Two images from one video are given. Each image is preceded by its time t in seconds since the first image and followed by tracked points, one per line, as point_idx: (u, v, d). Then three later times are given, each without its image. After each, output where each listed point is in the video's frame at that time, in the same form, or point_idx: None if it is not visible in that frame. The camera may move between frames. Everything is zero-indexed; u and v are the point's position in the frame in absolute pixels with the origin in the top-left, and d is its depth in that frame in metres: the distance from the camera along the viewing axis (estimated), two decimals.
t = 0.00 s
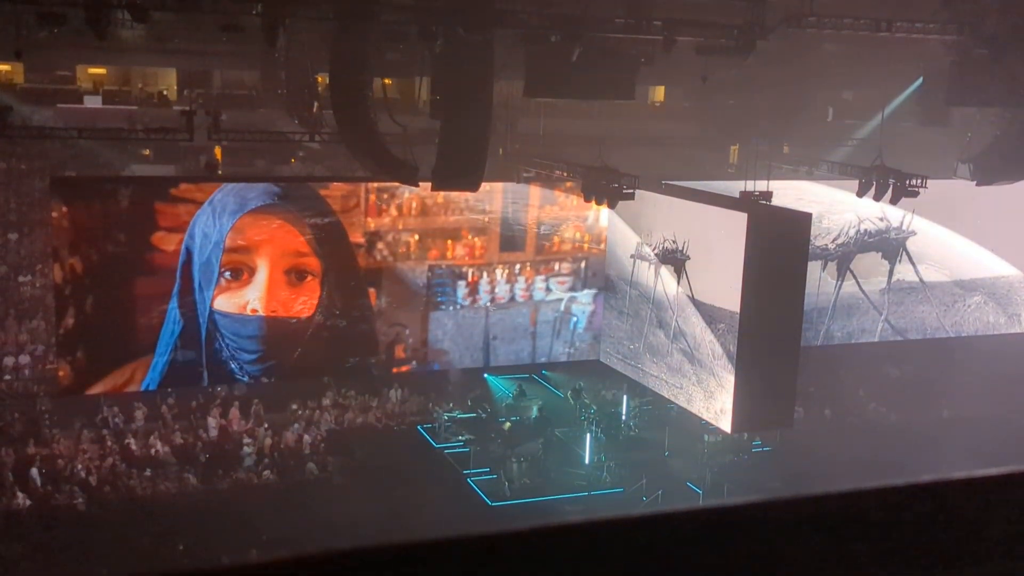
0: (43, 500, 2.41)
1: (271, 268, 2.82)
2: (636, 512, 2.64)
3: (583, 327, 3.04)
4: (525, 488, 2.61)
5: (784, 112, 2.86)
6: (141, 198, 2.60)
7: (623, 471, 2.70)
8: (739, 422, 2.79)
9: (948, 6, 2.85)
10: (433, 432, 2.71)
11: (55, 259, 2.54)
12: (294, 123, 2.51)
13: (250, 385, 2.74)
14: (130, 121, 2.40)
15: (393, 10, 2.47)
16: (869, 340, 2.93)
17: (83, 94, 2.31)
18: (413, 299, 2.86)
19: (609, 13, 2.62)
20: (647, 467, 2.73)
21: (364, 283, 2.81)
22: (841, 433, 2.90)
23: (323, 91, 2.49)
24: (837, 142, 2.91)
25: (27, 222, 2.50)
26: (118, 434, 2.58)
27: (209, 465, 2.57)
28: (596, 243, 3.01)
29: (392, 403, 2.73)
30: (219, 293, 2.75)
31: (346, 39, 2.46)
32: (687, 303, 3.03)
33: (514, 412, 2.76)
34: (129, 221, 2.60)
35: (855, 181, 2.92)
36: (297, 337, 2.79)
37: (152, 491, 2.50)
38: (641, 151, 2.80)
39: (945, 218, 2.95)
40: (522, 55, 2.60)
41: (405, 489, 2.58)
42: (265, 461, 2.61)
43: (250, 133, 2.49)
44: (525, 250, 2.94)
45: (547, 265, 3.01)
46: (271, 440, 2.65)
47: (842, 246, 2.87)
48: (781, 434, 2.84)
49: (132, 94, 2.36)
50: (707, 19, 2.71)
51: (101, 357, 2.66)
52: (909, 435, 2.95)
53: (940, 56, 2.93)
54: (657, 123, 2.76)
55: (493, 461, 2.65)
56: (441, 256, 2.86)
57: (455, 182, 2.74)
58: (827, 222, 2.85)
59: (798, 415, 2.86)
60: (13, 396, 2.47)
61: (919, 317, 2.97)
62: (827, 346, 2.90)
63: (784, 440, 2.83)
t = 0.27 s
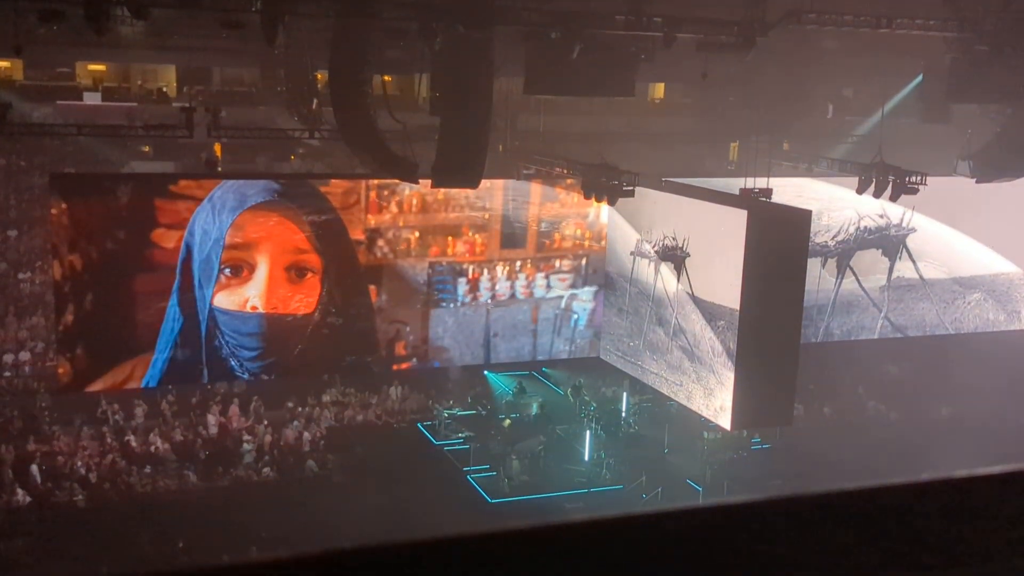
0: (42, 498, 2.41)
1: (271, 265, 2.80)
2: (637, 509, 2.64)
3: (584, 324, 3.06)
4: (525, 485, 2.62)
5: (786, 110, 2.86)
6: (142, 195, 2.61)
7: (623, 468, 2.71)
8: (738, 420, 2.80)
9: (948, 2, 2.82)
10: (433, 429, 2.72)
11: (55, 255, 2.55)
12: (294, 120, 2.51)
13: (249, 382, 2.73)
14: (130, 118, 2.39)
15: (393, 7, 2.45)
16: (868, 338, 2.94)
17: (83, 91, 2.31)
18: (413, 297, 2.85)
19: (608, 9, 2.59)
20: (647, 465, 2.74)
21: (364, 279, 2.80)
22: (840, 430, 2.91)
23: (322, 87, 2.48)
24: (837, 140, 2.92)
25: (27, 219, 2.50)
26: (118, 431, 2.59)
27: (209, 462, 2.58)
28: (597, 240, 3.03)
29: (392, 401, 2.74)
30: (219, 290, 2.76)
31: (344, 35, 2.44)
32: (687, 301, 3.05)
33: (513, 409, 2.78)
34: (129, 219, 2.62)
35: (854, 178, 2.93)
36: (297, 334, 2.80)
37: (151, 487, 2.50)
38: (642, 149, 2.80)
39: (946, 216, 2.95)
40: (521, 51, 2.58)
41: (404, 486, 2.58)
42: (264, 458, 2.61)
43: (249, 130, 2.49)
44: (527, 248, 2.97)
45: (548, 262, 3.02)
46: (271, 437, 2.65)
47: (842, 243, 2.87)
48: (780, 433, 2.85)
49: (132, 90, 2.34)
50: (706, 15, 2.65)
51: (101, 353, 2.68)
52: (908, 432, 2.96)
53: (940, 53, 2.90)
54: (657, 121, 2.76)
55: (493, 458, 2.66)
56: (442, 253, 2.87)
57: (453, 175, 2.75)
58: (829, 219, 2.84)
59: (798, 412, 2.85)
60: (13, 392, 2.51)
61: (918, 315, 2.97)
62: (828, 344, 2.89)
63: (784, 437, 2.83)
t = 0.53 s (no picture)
0: (42, 495, 2.42)
1: (272, 262, 2.77)
2: (636, 508, 2.65)
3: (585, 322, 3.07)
4: (525, 482, 2.61)
5: (784, 109, 2.84)
6: (142, 192, 2.60)
7: (623, 466, 2.71)
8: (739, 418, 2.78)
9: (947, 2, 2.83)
10: (434, 427, 2.72)
11: (55, 253, 2.55)
12: (294, 117, 2.51)
13: (250, 380, 2.72)
14: (130, 115, 2.39)
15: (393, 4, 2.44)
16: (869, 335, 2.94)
17: (83, 89, 2.32)
18: (413, 295, 2.84)
19: (608, 8, 2.56)
20: (647, 462, 2.73)
21: (366, 276, 2.79)
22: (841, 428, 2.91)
23: (322, 85, 2.48)
24: (837, 137, 2.91)
25: (27, 217, 2.50)
26: (119, 429, 2.59)
27: (209, 460, 2.59)
28: (597, 238, 3.00)
29: (392, 399, 2.74)
30: (219, 288, 2.72)
31: (342, 34, 2.43)
32: (688, 298, 3.07)
33: (513, 407, 2.79)
34: (128, 216, 2.60)
35: (855, 176, 2.92)
36: (298, 332, 2.79)
37: (151, 486, 2.50)
38: (644, 144, 2.81)
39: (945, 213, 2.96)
40: (521, 49, 2.58)
41: (404, 484, 2.58)
42: (265, 456, 2.62)
43: (250, 127, 2.49)
44: (527, 245, 2.93)
45: (549, 260, 3.00)
46: (271, 435, 2.66)
47: (842, 240, 2.89)
48: (782, 429, 2.83)
49: (132, 88, 2.35)
50: (706, 14, 2.66)
51: (102, 351, 2.67)
52: (908, 429, 2.97)
53: (940, 51, 2.89)
54: (656, 118, 2.77)
55: (493, 456, 2.66)
56: (442, 251, 2.82)
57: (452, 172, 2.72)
58: (828, 216, 2.85)
59: (798, 409, 2.86)
60: (13, 391, 2.49)
61: (919, 313, 2.97)
62: (828, 341, 2.90)
63: (784, 434, 2.83)
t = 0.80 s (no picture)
0: (42, 494, 2.42)
1: (272, 261, 2.78)
2: (636, 507, 2.68)
3: (586, 321, 3.08)
4: (525, 481, 2.64)
5: (784, 104, 2.86)
6: (142, 189, 2.60)
7: (623, 464, 2.73)
8: (740, 416, 2.79)
9: None
10: (433, 426, 2.72)
11: (55, 251, 2.54)
12: (293, 116, 2.49)
13: (250, 378, 2.73)
14: (129, 114, 2.38)
15: (393, 3, 2.44)
16: (869, 334, 2.93)
17: (83, 87, 2.32)
18: (415, 293, 2.84)
19: (609, 6, 2.56)
20: (647, 460, 2.75)
21: (365, 275, 2.79)
22: (841, 426, 2.91)
23: (322, 83, 2.47)
24: (838, 135, 2.90)
25: (27, 215, 2.50)
26: (119, 427, 2.59)
27: (209, 459, 2.58)
28: (598, 236, 2.99)
29: (392, 397, 2.72)
30: (219, 287, 2.74)
31: (343, 33, 2.44)
32: (687, 296, 3.06)
33: (513, 406, 2.78)
34: (129, 215, 2.61)
35: (855, 174, 2.91)
36: (298, 332, 2.76)
37: (151, 484, 2.50)
38: (643, 143, 2.81)
39: (946, 211, 2.96)
40: (522, 47, 2.57)
41: (404, 483, 2.58)
42: (264, 454, 2.61)
43: (249, 126, 2.48)
44: (529, 244, 2.93)
45: (550, 258, 3.00)
46: (271, 434, 2.65)
47: (842, 239, 2.88)
48: (781, 429, 2.85)
49: (132, 86, 2.34)
50: (709, 12, 2.68)
51: (101, 350, 2.66)
52: (907, 427, 2.98)
53: (942, 50, 2.91)
54: (658, 115, 2.75)
55: (494, 454, 2.66)
56: (443, 249, 2.82)
57: (451, 171, 2.71)
58: (829, 215, 2.84)
59: (798, 408, 2.87)
60: (13, 389, 2.49)
61: (919, 311, 2.97)
62: (829, 339, 2.88)
63: (782, 433, 2.85)
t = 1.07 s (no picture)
0: (42, 490, 2.44)
1: (272, 258, 2.69)
2: (635, 501, 2.72)
3: (586, 317, 3.00)
4: (525, 477, 2.66)
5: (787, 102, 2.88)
6: (141, 186, 2.52)
7: (623, 460, 2.75)
8: (739, 413, 2.81)
9: None
10: (433, 422, 2.71)
11: (54, 249, 2.48)
12: (292, 112, 2.51)
13: (250, 375, 2.68)
14: (128, 110, 2.40)
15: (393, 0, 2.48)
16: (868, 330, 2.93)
17: (82, 84, 2.34)
18: (415, 291, 2.78)
19: (608, 2, 2.62)
20: (646, 456, 2.77)
21: (365, 271, 2.71)
22: (838, 421, 2.93)
23: (321, 79, 2.50)
24: (837, 131, 2.90)
25: (26, 211, 2.45)
26: (118, 424, 2.57)
27: (209, 456, 2.58)
28: (598, 233, 2.95)
29: (392, 394, 2.71)
30: (219, 283, 2.66)
31: (344, 32, 2.47)
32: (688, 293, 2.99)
33: (513, 402, 2.77)
34: (128, 210, 2.52)
35: (855, 170, 2.89)
36: (298, 329, 2.70)
37: (150, 481, 2.52)
38: (640, 141, 2.80)
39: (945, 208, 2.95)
40: (522, 44, 2.60)
41: (402, 479, 2.62)
42: (265, 451, 2.61)
43: (247, 123, 2.48)
44: (529, 240, 2.89)
45: (550, 255, 2.95)
46: (271, 431, 2.63)
47: (842, 235, 2.86)
48: (777, 425, 2.88)
49: (130, 83, 2.36)
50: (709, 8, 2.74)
51: (99, 347, 2.61)
52: (904, 423, 2.99)
53: (942, 45, 2.94)
54: (655, 112, 2.77)
55: (494, 451, 2.68)
56: (443, 246, 2.79)
57: (452, 169, 2.70)
58: (829, 211, 2.84)
59: (797, 404, 2.90)
60: (13, 386, 2.47)
61: (919, 307, 2.96)
62: (827, 335, 2.89)
63: (781, 429, 2.88)
